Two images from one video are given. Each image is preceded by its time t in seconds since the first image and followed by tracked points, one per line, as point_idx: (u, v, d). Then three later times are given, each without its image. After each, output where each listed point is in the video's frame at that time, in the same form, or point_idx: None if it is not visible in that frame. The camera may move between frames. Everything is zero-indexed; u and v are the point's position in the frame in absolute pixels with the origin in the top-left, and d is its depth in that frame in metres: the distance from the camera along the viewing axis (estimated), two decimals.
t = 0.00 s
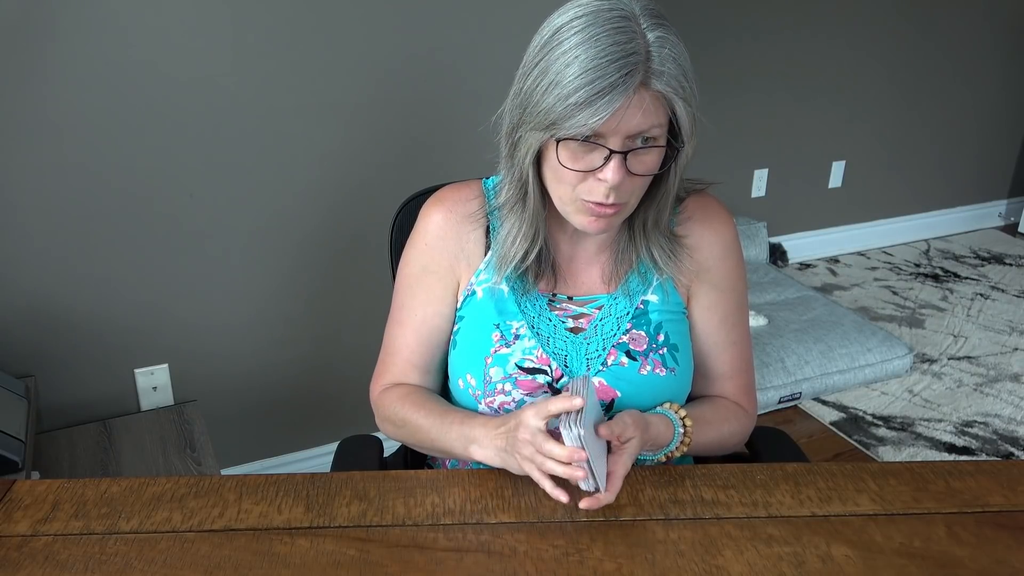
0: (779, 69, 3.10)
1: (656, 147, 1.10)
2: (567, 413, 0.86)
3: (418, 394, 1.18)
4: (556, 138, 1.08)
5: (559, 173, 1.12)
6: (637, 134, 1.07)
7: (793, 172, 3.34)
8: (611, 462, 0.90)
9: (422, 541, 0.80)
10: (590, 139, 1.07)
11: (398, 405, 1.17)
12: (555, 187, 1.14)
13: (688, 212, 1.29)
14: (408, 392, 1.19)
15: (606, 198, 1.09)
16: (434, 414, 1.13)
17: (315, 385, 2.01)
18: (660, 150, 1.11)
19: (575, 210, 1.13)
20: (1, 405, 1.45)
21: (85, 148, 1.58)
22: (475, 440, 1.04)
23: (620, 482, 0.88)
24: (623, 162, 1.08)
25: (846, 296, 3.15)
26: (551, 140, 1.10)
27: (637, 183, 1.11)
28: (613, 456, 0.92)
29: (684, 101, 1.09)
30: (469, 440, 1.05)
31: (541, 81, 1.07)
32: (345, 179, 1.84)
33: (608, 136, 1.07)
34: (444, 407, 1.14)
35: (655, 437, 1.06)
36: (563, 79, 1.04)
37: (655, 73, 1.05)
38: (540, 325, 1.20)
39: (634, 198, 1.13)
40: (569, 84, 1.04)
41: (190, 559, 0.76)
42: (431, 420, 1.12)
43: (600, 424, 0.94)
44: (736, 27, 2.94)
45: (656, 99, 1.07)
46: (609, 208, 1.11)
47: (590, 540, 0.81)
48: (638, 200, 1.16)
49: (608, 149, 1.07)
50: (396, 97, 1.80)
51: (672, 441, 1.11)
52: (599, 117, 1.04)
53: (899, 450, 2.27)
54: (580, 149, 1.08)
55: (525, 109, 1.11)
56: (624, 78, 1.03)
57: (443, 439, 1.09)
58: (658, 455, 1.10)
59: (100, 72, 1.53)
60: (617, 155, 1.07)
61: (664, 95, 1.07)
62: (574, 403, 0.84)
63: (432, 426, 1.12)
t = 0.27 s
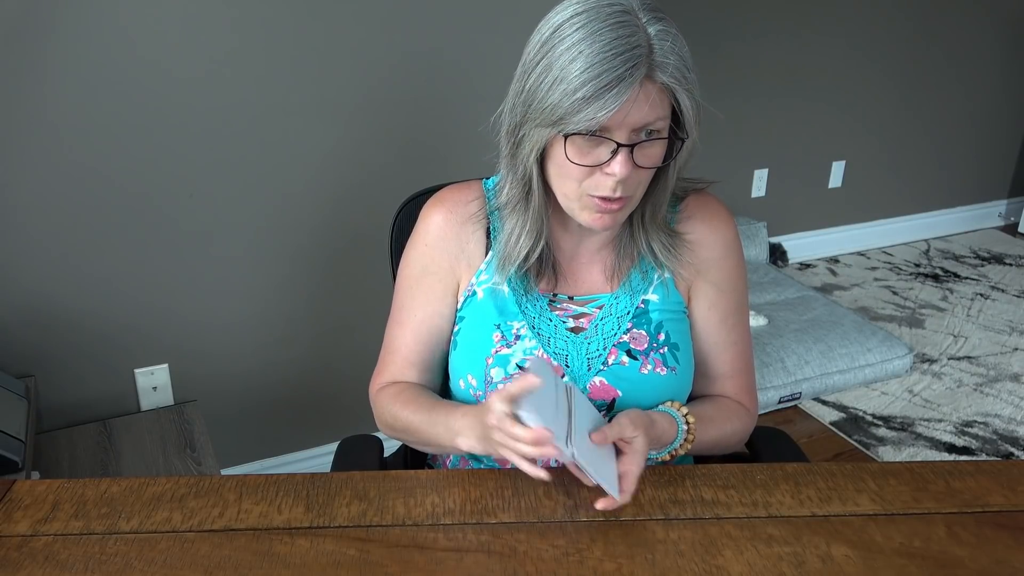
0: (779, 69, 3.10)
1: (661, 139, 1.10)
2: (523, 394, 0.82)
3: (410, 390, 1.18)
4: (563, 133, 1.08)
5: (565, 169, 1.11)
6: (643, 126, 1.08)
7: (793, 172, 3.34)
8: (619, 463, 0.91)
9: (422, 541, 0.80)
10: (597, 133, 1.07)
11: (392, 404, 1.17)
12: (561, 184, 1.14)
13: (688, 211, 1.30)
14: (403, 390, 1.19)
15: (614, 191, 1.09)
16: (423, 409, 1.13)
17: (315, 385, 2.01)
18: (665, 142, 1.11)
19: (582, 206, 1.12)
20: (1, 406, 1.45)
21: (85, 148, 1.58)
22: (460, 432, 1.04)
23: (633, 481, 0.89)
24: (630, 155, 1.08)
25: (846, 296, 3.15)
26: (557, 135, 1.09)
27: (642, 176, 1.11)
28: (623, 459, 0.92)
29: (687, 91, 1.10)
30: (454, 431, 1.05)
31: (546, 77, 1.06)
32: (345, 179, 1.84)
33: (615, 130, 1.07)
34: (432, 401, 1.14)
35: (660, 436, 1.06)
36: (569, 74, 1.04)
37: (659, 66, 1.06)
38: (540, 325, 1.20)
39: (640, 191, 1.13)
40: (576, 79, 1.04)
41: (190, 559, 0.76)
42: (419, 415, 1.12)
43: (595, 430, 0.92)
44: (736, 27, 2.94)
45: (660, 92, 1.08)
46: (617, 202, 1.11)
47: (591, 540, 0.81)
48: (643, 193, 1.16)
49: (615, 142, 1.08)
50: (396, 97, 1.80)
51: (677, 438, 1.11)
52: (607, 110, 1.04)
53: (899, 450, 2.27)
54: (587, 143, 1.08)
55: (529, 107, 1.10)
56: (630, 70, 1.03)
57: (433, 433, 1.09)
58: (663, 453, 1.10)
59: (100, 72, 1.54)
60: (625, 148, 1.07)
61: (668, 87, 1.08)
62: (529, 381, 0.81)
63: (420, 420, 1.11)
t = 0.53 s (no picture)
0: (779, 70, 3.10)
1: (663, 139, 1.11)
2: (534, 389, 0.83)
3: (408, 388, 1.18)
4: (567, 134, 1.08)
5: (568, 169, 1.12)
6: (647, 127, 1.08)
7: (793, 172, 3.34)
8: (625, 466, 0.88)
9: (422, 541, 0.80)
10: (601, 134, 1.07)
11: (388, 399, 1.17)
12: (563, 183, 1.14)
13: (687, 209, 1.30)
14: (400, 386, 1.19)
15: (615, 191, 1.09)
16: (421, 406, 1.13)
17: (315, 385, 2.01)
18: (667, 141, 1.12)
19: (584, 206, 1.13)
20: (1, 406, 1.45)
21: (85, 148, 1.58)
22: (460, 429, 1.04)
23: (644, 483, 0.86)
24: (634, 156, 1.08)
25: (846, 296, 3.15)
26: (561, 136, 1.09)
27: (644, 175, 1.12)
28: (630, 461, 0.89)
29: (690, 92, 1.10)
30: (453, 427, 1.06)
31: (550, 77, 1.06)
32: (345, 179, 1.84)
33: (618, 130, 1.07)
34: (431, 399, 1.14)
35: (662, 436, 1.06)
36: (574, 75, 1.04)
37: (663, 67, 1.06)
38: (539, 323, 1.20)
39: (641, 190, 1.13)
40: (581, 80, 1.03)
41: (190, 559, 0.76)
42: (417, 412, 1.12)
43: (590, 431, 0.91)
44: (736, 27, 2.94)
45: (664, 92, 1.08)
46: (619, 202, 1.11)
47: (590, 539, 0.81)
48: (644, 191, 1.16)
49: (619, 143, 1.08)
50: (396, 97, 1.80)
51: (677, 437, 1.10)
52: (612, 112, 1.04)
53: (899, 450, 2.27)
54: (590, 143, 1.08)
55: (533, 106, 1.10)
56: (634, 72, 1.03)
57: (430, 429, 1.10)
58: (664, 452, 1.09)
59: (100, 72, 1.54)
60: (628, 148, 1.08)
61: (672, 87, 1.08)
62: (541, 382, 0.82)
63: (418, 417, 1.12)
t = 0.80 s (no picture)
0: (779, 70, 3.10)
1: (661, 139, 1.11)
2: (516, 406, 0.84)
3: (406, 388, 1.18)
4: (565, 132, 1.08)
5: (565, 168, 1.12)
6: (645, 127, 1.08)
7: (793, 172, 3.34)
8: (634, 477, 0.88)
9: (422, 541, 0.80)
10: (599, 133, 1.07)
11: (386, 401, 1.16)
12: (560, 182, 1.14)
13: (687, 209, 1.30)
14: (397, 387, 1.19)
15: (613, 190, 1.09)
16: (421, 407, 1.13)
17: (315, 385, 2.01)
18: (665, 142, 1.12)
19: (582, 205, 1.13)
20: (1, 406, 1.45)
21: (85, 148, 1.58)
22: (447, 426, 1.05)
23: (653, 491, 0.86)
24: (631, 155, 1.08)
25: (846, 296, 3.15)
26: (558, 135, 1.09)
27: (642, 175, 1.11)
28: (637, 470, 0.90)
29: (688, 93, 1.10)
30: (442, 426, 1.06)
31: (548, 76, 1.06)
32: (345, 179, 1.84)
33: (616, 130, 1.07)
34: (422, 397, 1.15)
35: (668, 440, 1.06)
36: (572, 74, 1.04)
37: (661, 67, 1.06)
38: (541, 324, 1.20)
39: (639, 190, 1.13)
40: (579, 79, 1.03)
41: (190, 559, 0.76)
42: (409, 410, 1.13)
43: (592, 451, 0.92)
44: (736, 27, 2.94)
45: (662, 93, 1.08)
46: (616, 201, 1.11)
47: (591, 540, 0.81)
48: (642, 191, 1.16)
49: (616, 142, 1.08)
50: (396, 97, 1.80)
51: (682, 439, 1.11)
52: (609, 111, 1.04)
53: (899, 450, 2.27)
54: (587, 142, 1.08)
55: (531, 105, 1.10)
56: (633, 72, 1.03)
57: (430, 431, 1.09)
58: (670, 455, 1.10)
59: (100, 72, 1.54)
60: (626, 148, 1.08)
61: (670, 88, 1.08)
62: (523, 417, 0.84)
63: (410, 416, 1.12)
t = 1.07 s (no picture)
0: (778, 70, 3.10)
1: (659, 137, 1.10)
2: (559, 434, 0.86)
3: (404, 389, 1.18)
4: (563, 132, 1.08)
5: (564, 167, 1.12)
6: (643, 125, 1.08)
7: (793, 172, 3.34)
8: (641, 476, 0.88)
9: (422, 541, 0.80)
10: (596, 132, 1.07)
11: (386, 402, 1.16)
12: (559, 181, 1.14)
13: (686, 210, 1.30)
14: (397, 388, 1.19)
15: (611, 189, 1.09)
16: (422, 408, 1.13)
17: (315, 385, 2.01)
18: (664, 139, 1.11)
19: (581, 205, 1.13)
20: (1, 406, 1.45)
21: (85, 148, 1.58)
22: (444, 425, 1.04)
23: (661, 488, 0.85)
24: (629, 154, 1.08)
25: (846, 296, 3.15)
26: (557, 134, 1.09)
27: (641, 173, 1.11)
28: (642, 469, 0.89)
29: (686, 90, 1.10)
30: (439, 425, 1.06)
31: (546, 76, 1.06)
32: (345, 179, 1.84)
33: (614, 128, 1.07)
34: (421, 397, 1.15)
35: (671, 438, 1.06)
36: (569, 73, 1.04)
37: (659, 65, 1.06)
38: (541, 326, 1.20)
39: (638, 188, 1.13)
40: (576, 78, 1.03)
41: (190, 559, 0.76)
42: (408, 411, 1.13)
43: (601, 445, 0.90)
44: (736, 27, 2.94)
45: (660, 91, 1.08)
46: (615, 200, 1.11)
47: (591, 540, 0.81)
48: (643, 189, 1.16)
49: (614, 141, 1.07)
50: (396, 97, 1.80)
51: (684, 438, 1.11)
52: (607, 109, 1.04)
53: (899, 450, 2.27)
54: (585, 141, 1.08)
55: (529, 104, 1.10)
56: (629, 70, 1.03)
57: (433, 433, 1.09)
58: (673, 454, 1.10)
59: (100, 72, 1.54)
60: (624, 146, 1.07)
61: (668, 86, 1.08)
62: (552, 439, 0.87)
63: (409, 416, 1.12)
